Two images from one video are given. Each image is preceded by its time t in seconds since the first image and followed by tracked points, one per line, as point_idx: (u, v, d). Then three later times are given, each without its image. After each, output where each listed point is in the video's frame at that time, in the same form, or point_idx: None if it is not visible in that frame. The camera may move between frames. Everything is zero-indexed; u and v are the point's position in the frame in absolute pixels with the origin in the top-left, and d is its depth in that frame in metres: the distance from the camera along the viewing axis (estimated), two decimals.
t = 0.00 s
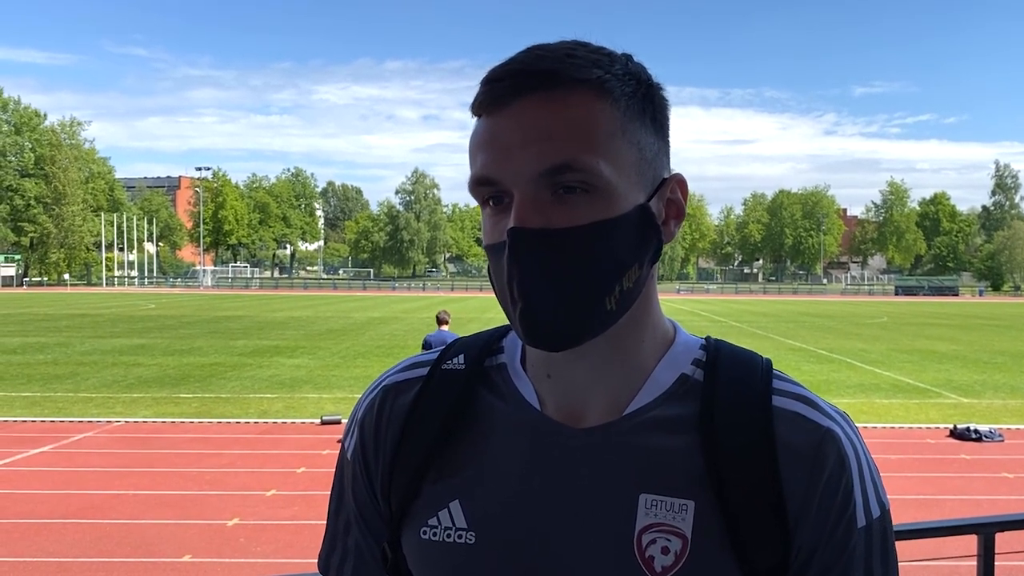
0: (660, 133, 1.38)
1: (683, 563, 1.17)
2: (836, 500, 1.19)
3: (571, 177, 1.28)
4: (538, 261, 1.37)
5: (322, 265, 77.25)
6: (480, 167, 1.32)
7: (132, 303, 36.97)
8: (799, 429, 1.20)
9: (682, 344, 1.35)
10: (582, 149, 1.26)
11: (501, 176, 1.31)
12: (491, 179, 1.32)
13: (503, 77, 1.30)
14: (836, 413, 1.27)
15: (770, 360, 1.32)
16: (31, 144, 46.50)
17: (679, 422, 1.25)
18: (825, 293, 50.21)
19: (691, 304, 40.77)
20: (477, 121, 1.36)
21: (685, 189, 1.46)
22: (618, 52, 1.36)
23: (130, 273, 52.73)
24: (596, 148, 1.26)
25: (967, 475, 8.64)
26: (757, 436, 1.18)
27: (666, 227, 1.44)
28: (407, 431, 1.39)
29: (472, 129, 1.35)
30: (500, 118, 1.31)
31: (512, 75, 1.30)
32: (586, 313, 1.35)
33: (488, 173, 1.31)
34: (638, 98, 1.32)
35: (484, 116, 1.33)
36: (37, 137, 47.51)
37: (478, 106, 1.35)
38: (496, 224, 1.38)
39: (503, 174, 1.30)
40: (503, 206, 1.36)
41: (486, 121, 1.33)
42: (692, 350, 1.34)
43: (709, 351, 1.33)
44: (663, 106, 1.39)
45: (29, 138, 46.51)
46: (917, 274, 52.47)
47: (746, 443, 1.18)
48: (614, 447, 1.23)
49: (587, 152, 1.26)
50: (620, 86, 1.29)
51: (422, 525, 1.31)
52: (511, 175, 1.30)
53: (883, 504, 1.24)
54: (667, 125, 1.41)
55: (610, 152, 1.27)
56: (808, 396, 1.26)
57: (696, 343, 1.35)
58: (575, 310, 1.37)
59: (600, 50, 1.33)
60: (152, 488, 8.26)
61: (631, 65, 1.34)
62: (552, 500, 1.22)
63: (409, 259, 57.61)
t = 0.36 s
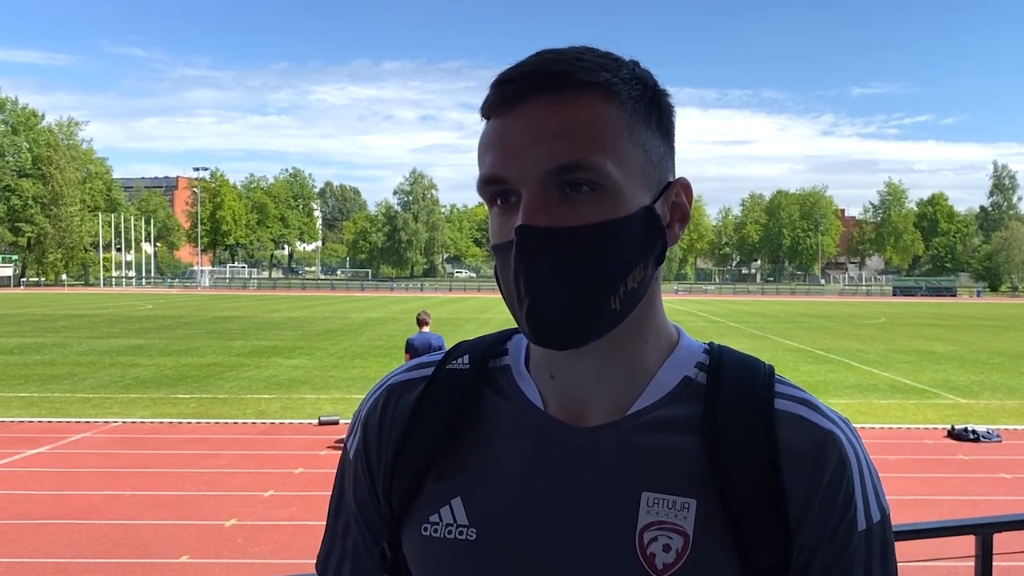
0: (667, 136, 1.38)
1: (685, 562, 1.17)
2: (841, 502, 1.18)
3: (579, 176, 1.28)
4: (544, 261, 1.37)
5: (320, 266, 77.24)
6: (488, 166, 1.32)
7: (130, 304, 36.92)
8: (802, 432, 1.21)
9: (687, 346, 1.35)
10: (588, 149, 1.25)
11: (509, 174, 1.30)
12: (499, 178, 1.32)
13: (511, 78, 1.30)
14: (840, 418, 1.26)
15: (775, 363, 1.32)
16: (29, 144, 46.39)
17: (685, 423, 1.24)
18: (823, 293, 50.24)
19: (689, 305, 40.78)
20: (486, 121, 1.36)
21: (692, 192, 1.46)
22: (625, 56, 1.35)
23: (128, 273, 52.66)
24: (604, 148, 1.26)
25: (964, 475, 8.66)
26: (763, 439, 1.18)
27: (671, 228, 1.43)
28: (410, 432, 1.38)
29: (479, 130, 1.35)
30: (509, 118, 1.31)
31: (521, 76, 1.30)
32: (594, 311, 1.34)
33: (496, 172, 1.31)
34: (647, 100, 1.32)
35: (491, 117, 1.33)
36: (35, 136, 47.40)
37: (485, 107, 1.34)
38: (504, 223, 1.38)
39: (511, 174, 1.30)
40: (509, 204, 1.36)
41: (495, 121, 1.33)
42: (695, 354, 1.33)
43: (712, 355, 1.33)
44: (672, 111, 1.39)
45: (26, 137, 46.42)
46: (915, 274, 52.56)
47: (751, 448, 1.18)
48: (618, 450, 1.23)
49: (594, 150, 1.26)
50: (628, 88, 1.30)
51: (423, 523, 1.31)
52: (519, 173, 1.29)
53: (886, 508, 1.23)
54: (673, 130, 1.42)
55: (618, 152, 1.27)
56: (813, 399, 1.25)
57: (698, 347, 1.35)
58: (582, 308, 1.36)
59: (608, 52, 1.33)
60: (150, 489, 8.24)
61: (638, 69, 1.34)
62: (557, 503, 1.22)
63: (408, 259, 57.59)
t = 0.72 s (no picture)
0: (670, 137, 1.40)
1: (690, 559, 1.18)
2: (846, 502, 1.20)
3: (580, 176, 1.30)
4: (547, 264, 1.39)
5: (321, 266, 77.22)
6: (493, 166, 1.33)
7: (131, 304, 36.95)
8: (807, 431, 1.22)
9: (693, 347, 1.36)
10: (590, 150, 1.27)
11: (512, 175, 1.32)
12: (501, 179, 1.33)
13: (513, 78, 1.32)
14: (844, 417, 1.28)
15: (781, 365, 1.33)
16: (30, 145, 46.41)
17: (687, 423, 1.26)
18: (824, 292, 50.23)
19: (690, 304, 40.77)
20: (489, 124, 1.37)
21: (694, 192, 1.47)
22: (627, 58, 1.37)
23: (128, 273, 52.69)
24: (604, 149, 1.28)
25: (965, 475, 8.66)
26: (767, 437, 1.19)
27: (675, 228, 1.45)
28: (416, 429, 1.40)
29: (483, 130, 1.36)
30: (511, 119, 1.32)
31: (523, 79, 1.31)
32: (594, 314, 1.36)
33: (499, 173, 1.33)
34: (648, 102, 1.33)
35: (495, 117, 1.34)
36: (36, 137, 47.43)
37: (490, 106, 1.35)
38: (506, 224, 1.39)
39: (513, 175, 1.32)
40: (512, 205, 1.36)
41: (499, 121, 1.34)
42: (701, 355, 1.34)
43: (719, 355, 1.34)
44: (675, 114, 1.42)
45: (27, 137, 46.42)
46: (916, 273, 52.53)
47: (755, 447, 1.20)
48: (624, 449, 1.24)
49: (596, 152, 1.27)
50: (631, 88, 1.31)
51: (429, 521, 1.32)
52: (522, 174, 1.31)
53: (890, 509, 1.25)
54: (677, 131, 1.43)
55: (619, 154, 1.29)
56: (816, 400, 1.27)
57: (703, 348, 1.36)
58: (582, 311, 1.37)
59: (610, 53, 1.34)
60: (152, 489, 8.26)
61: (642, 68, 1.35)
62: (564, 506, 1.23)
63: (408, 259, 57.62)
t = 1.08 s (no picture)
0: (663, 132, 1.41)
1: (691, 554, 1.20)
2: (846, 495, 1.22)
3: (570, 175, 1.31)
4: (544, 263, 1.40)
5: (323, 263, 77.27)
6: (485, 168, 1.35)
7: (134, 300, 37.01)
8: (808, 426, 1.23)
9: (696, 341, 1.37)
10: (582, 148, 1.28)
11: (504, 176, 1.34)
12: (494, 181, 1.35)
13: (505, 80, 1.33)
14: (845, 412, 1.30)
15: (780, 359, 1.34)
16: (32, 140, 46.41)
17: (688, 417, 1.28)
18: (827, 289, 50.21)
19: (693, 301, 40.79)
20: (483, 124, 1.39)
21: (691, 183, 1.47)
22: (618, 52, 1.38)
23: (131, 270, 52.75)
24: (595, 148, 1.29)
25: (967, 472, 8.66)
26: (764, 433, 1.21)
27: (672, 221, 1.46)
28: (419, 423, 1.42)
29: (477, 131, 1.38)
30: (502, 119, 1.34)
31: (512, 80, 1.33)
32: (589, 311, 1.37)
33: (492, 175, 1.34)
34: (638, 97, 1.34)
35: (489, 119, 1.35)
36: (39, 134, 47.45)
37: (482, 110, 1.37)
38: (503, 224, 1.41)
39: (505, 175, 1.33)
40: (507, 207, 1.38)
41: (491, 122, 1.36)
42: (703, 350, 1.36)
43: (721, 350, 1.35)
44: (669, 108, 1.43)
45: (29, 134, 46.50)
46: (919, 271, 52.47)
47: (756, 444, 1.21)
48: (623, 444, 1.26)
49: (587, 150, 1.29)
50: (620, 84, 1.32)
51: (436, 514, 1.34)
52: (516, 175, 1.32)
53: (894, 503, 1.26)
54: (670, 125, 1.43)
55: (610, 151, 1.30)
56: (819, 394, 1.28)
57: (705, 342, 1.38)
58: (578, 308, 1.38)
59: (599, 51, 1.36)
60: (156, 485, 8.29)
61: (632, 64, 1.37)
62: (567, 506, 1.25)
63: (410, 256, 57.63)
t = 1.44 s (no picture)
0: (663, 124, 1.42)
1: (692, 544, 1.22)
2: (847, 488, 1.24)
3: (567, 164, 1.33)
4: (545, 250, 1.42)
5: (323, 262, 77.29)
6: (488, 162, 1.37)
7: (135, 299, 37.02)
8: (808, 416, 1.25)
9: (699, 335, 1.40)
10: (579, 138, 1.30)
11: (504, 168, 1.36)
12: (495, 175, 1.37)
13: (506, 76, 1.36)
14: (846, 406, 1.32)
15: (786, 353, 1.36)
16: (33, 140, 46.43)
17: (694, 409, 1.29)
18: (828, 289, 50.19)
19: (693, 300, 40.76)
20: (486, 118, 1.41)
21: (691, 176, 1.49)
22: (618, 50, 1.40)
23: (132, 269, 52.79)
24: (593, 138, 1.31)
25: (967, 472, 8.67)
26: (764, 426, 1.23)
27: (671, 213, 1.47)
28: (426, 415, 1.44)
29: (480, 127, 1.40)
30: (503, 115, 1.36)
31: (515, 75, 1.35)
32: (588, 300, 1.39)
33: (493, 168, 1.37)
34: (636, 89, 1.36)
35: (490, 114, 1.38)
36: (40, 133, 47.48)
37: (485, 106, 1.40)
38: (505, 219, 1.43)
39: (505, 167, 1.36)
40: (507, 200, 1.41)
41: (493, 119, 1.38)
42: (707, 344, 1.38)
43: (724, 343, 1.38)
44: (671, 104, 1.45)
45: (30, 134, 46.48)
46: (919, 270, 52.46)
47: (760, 435, 1.23)
48: (631, 437, 1.28)
49: (583, 141, 1.31)
50: (617, 77, 1.34)
51: (443, 505, 1.36)
52: (515, 169, 1.35)
53: (891, 495, 1.28)
54: (670, 117, 1.45)
55: (607, 140, 1.32)
56: (820, 388, 1.30)
57: (709, 337, 1.40)
58: (578, 298, 1.40)
59: (599, 47, 1.38)
60: (155, 484, 8.31)
61: (630, 61, 1.39)
62: (570, 501, 1.26)
63: (411, 255, 57.65)
